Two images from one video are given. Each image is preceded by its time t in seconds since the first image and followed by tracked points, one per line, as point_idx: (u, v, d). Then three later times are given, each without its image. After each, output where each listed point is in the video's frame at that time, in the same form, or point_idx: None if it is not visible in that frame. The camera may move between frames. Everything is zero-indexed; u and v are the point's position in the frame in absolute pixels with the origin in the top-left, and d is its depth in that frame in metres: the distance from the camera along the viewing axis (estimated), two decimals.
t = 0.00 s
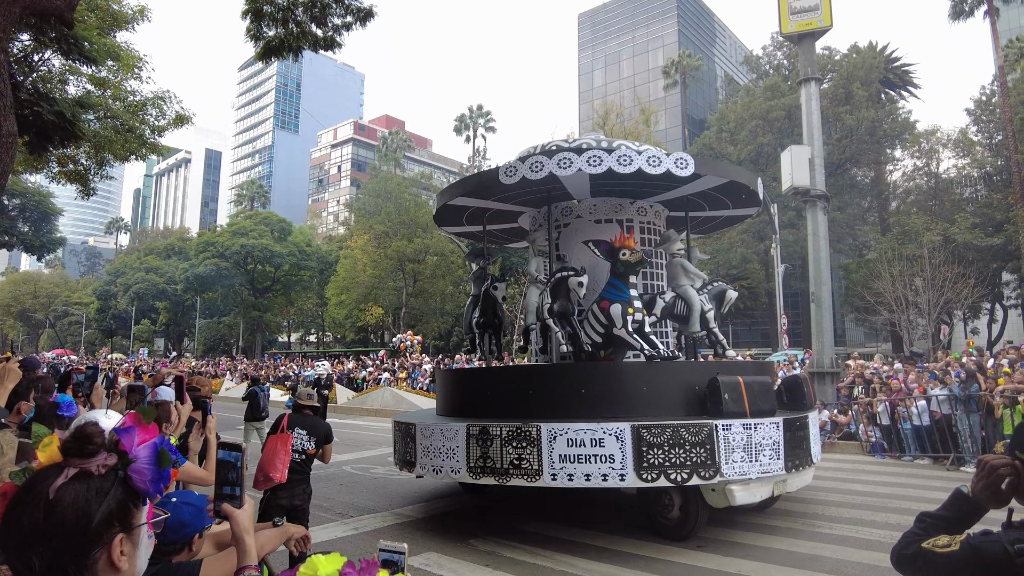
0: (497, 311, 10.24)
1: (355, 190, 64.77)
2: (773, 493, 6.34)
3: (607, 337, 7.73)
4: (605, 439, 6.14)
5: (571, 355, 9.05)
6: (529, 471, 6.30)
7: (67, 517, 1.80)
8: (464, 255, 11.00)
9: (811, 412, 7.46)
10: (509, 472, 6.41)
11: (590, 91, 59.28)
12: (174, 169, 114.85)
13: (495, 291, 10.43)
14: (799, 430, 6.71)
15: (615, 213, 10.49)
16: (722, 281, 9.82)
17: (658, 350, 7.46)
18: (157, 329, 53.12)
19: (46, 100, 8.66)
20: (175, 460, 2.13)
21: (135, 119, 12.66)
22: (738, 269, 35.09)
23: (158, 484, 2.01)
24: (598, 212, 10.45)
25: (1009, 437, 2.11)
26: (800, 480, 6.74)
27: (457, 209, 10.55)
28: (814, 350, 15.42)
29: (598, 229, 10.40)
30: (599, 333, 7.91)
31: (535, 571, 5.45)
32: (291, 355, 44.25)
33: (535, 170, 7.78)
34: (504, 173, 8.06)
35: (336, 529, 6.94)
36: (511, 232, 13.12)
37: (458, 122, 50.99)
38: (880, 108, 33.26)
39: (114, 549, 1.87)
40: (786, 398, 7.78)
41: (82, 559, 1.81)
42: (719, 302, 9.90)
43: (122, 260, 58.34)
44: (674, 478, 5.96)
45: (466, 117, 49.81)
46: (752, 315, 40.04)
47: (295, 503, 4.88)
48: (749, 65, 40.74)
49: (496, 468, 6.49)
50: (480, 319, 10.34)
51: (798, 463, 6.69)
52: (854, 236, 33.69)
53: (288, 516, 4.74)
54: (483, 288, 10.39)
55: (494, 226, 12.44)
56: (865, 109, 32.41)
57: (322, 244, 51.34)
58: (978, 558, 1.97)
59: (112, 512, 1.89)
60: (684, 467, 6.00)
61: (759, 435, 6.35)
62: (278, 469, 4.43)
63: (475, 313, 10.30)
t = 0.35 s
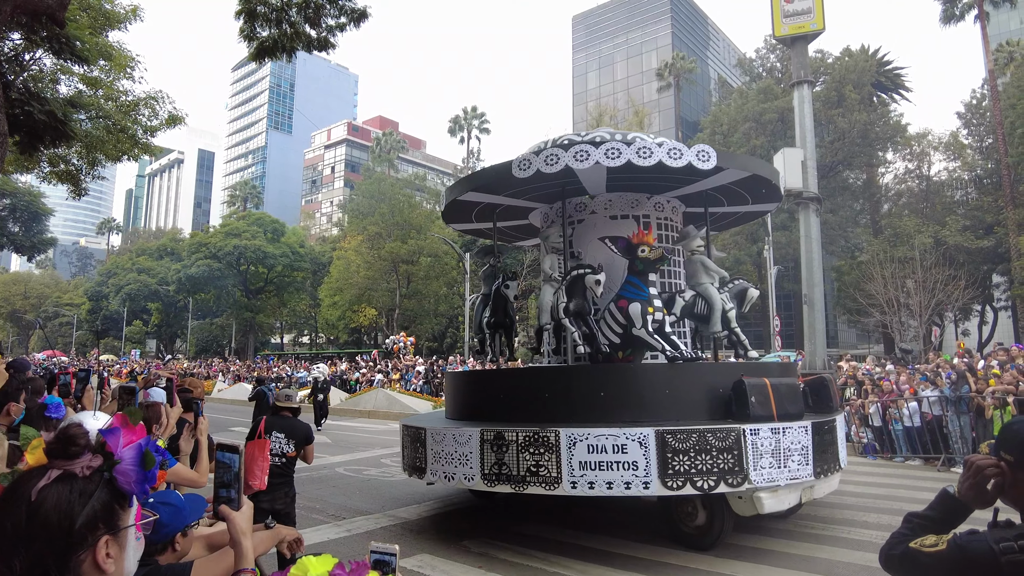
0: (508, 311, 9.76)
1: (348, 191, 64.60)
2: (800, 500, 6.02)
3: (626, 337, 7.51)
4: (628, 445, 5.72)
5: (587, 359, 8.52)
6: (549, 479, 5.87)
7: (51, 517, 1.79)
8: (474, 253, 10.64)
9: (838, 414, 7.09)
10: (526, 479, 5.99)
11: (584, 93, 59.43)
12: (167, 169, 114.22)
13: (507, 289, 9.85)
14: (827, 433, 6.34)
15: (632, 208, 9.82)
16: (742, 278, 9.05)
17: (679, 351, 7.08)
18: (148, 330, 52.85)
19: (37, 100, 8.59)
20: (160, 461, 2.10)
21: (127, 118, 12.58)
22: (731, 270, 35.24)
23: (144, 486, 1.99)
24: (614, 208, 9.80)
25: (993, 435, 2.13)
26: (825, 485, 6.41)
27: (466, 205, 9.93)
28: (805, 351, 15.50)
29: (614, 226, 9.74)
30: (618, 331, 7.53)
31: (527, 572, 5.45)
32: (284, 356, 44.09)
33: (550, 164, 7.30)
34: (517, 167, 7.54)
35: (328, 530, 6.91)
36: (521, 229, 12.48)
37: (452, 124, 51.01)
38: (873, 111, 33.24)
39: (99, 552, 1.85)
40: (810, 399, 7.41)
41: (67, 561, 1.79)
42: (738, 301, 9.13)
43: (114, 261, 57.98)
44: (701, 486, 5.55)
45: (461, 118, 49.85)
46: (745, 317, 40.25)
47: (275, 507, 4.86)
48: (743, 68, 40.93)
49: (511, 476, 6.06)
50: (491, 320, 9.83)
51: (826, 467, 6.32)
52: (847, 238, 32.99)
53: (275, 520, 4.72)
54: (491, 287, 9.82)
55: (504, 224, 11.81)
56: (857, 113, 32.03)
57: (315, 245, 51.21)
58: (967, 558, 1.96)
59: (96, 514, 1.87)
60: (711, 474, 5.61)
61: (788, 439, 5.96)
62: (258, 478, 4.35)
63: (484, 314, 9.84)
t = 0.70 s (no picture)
0: (518, 312, 9.34)
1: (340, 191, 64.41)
2: (828, 508, 5.69)
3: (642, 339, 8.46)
4: (653, 451, 5.36)
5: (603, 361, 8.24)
6: (567, 488, 5.51)
7: (34, 521, 1.76)
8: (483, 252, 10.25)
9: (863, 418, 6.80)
10: (544, 487, 5.61)
11: (576, 94, 59.61)
12: (156, 169, 113.38)
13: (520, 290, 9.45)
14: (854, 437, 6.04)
15: (648, 204, 9.48)
16: (763, 278, 8.32)
17: (702, 351, 6.91)
18: (137, 331, 52.46)
19: (25, 98, 8.49)
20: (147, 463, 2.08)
21: (117, 118, 12.46)
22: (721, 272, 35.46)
23: (129, 488, 1.96)
24: (628, 204, 9.48)
25: (977, 434, 2.12)
26: (853, 491, 6.10)
27: (475, 201, 9.44)
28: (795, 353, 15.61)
29: (631, 222, 9.43)
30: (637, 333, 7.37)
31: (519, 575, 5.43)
32: (274, 357, 43.88)
33: (566, 156, 6.94)
34: (531, 160, 7.17)
35: (319, 533, 6.88)
36: (530, 227, 11.98)
37: (444, 125, 51.02)
38: (862, 115, 33.23)
39: (83, 556, 1.82)
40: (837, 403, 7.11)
41: (51, 564, 1.77)
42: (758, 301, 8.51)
43: (102, 261, 57.44)
44: (729, 494, 5.24)
45: (453, 120, 49.88)
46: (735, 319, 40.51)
47: (250, 512, 4.79)
48: (733, 70, 41.19)
49: (528, 484, 5.69)
50: (501, 321, 9.44)
51: (855, 473, 6.00)
52: (837, 241, 32.93)
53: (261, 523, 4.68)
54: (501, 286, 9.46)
55: (514, 222, 11.36)
56: (846, 115, 32.52)
57: (305, 246, 50.99)
58: (948, 558, 1.97)
59: (82, 518, 1.84)
60: (739, 481, 5.28)
61: (817, 444, 5.65)
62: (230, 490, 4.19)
63: (495, 314, 9.46)
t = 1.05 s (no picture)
0: (525, 310, 8.69)
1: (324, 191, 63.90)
2: (852, 515, 5.47)
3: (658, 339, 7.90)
4: (672, 457, 5.16)
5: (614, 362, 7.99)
6: (581, 496, 5.29)
7: (11, 526, 1.72)
8: (486, 249, 9.72)
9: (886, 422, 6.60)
10: (558, 496, 5.38)
11: (562, 97, 59.77)
12: (137, 168, 111.71)
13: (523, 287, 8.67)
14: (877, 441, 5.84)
15: (659, 200, 8.90)
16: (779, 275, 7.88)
17: (719, 353, 6.62)
18: (116, 332, 51.59)
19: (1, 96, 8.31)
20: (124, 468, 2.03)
21: (97, 117, 12.24)
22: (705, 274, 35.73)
23: (107, 494, 1.92)
24: (638, 200, 8.87)
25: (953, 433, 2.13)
26: (874, 498, 5.89)
27: (479, 196, 9.00)
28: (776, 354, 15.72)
29: (640, 218, 8.85)
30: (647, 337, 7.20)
31: None
32: (256, 359, 43.40)
33: (578, 148, 6.66)
34: (541, 152, 6.81)
35: (301, 535, 6.82)
36: (535, 224, 11.38)
37: (429, 126, 50.89)
38: (844, 119, 33.59)
39: (59, 562, 1.78)
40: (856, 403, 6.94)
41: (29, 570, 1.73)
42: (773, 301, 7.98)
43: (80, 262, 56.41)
44: (753, 502, 5.03)
45: (438, 121, 49.79)
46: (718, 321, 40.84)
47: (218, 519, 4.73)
48: (717, 75, 41.53)
49: (541, 491, 5.45)
50: (506, 319, 8.77)
51: (877, 479, 5.81)
52: (819, 244, 33.53)
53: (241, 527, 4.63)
54: (505, 284, 8.85)
55: (518, 218, 10.77)
56: (829, 120, 32.57)
57: (289, 247, 50.49)
58: (926, 560, 2.00)
59: (58, 523, 1.80)
60: (763, 488, 5.08)
61: (841, 449, 5.44)
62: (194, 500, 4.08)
63: (499, 313, 8.78)
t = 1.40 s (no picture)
0: (524, 308, 8.27)
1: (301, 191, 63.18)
2: (868, 522, 5.10)
3: (667, 339, 7.49)
4: (689, 463, 4.72)
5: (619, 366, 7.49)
6: (594, 506, 4.79)
7: None
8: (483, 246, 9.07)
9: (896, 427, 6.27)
10: (567, 505, 4.88)
11: (541, 99, 59.95)
12: (109, 165, 109.28)
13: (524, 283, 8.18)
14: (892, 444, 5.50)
15: (665, 195, 8.26)
16: (787, 276, 7.65)
17: (736, 356, 6.11)
18: (86, 333, 50.33)
19: None
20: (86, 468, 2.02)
21: (66, 112, 11.90)
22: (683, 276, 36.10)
23: (67, 495, 1.92)
24: (644, 193, 8.24)
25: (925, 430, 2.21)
26: (889, 505, 5.51)
27: (475, 189, 8.27)
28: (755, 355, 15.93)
29: (645, 214, 8.21)
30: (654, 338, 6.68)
31: None
32: (231, 360, 42.74)
33: (585, 140, 6.13)
34: (545, 143, 6.26)
35: (275, 538, 6.72)
36: (532, 220, 10.69)
37: (408, 126, 50.69)
38: (818, 125, 34.24)
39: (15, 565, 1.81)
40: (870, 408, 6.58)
41: None
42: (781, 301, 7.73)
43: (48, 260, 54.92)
44: (771, 510, 4.63)
45: (417, 121, 49.63)
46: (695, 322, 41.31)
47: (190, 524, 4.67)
48: (695, 79, 42.08)
49: (549, 500, 4.94)
50: (505, 318, 8.29)
51: (894, 483, 5.45)
52: (793, 247, 34.14)
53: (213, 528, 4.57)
54: (505, 281, 8.35)
55: (515, 214, 10.10)
56: (803, 126, 33.17)
57: (264, 247, 49.78)
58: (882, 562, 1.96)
59: (14, 524, 1.82)
60: (781, 495, 4.67)
61: (859, 453, 5.08)
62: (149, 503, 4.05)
63: (499, 312, 8.36)
